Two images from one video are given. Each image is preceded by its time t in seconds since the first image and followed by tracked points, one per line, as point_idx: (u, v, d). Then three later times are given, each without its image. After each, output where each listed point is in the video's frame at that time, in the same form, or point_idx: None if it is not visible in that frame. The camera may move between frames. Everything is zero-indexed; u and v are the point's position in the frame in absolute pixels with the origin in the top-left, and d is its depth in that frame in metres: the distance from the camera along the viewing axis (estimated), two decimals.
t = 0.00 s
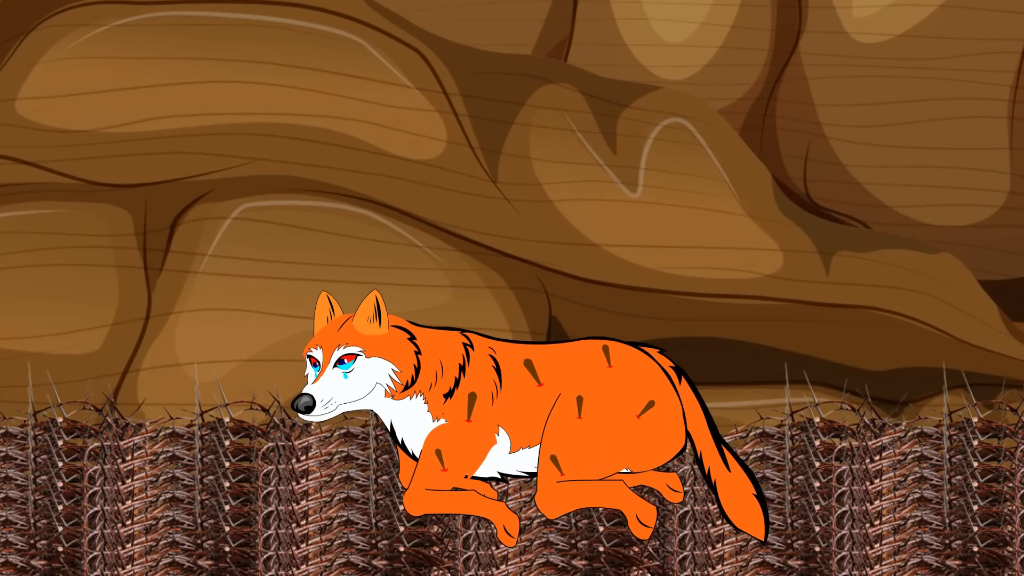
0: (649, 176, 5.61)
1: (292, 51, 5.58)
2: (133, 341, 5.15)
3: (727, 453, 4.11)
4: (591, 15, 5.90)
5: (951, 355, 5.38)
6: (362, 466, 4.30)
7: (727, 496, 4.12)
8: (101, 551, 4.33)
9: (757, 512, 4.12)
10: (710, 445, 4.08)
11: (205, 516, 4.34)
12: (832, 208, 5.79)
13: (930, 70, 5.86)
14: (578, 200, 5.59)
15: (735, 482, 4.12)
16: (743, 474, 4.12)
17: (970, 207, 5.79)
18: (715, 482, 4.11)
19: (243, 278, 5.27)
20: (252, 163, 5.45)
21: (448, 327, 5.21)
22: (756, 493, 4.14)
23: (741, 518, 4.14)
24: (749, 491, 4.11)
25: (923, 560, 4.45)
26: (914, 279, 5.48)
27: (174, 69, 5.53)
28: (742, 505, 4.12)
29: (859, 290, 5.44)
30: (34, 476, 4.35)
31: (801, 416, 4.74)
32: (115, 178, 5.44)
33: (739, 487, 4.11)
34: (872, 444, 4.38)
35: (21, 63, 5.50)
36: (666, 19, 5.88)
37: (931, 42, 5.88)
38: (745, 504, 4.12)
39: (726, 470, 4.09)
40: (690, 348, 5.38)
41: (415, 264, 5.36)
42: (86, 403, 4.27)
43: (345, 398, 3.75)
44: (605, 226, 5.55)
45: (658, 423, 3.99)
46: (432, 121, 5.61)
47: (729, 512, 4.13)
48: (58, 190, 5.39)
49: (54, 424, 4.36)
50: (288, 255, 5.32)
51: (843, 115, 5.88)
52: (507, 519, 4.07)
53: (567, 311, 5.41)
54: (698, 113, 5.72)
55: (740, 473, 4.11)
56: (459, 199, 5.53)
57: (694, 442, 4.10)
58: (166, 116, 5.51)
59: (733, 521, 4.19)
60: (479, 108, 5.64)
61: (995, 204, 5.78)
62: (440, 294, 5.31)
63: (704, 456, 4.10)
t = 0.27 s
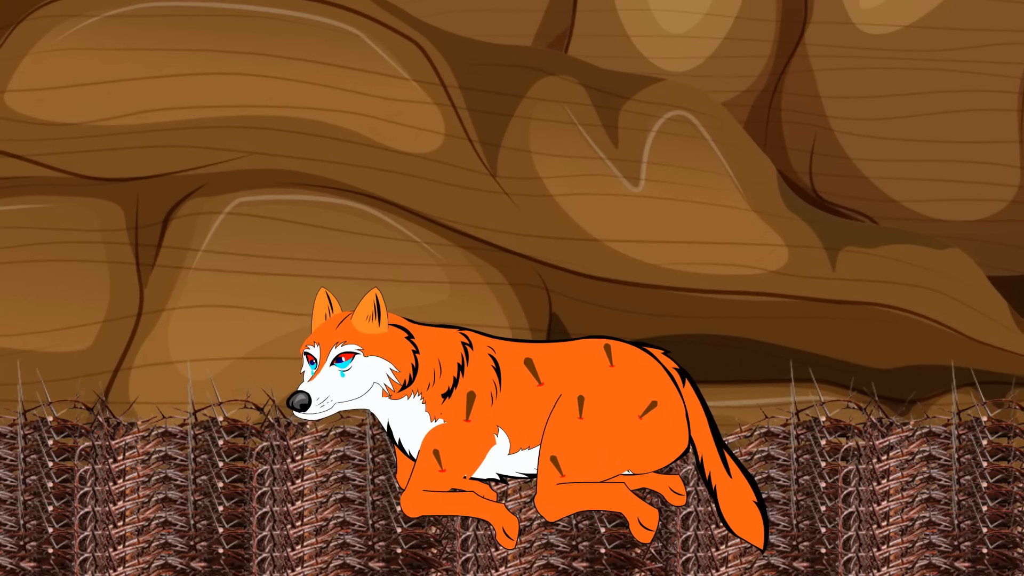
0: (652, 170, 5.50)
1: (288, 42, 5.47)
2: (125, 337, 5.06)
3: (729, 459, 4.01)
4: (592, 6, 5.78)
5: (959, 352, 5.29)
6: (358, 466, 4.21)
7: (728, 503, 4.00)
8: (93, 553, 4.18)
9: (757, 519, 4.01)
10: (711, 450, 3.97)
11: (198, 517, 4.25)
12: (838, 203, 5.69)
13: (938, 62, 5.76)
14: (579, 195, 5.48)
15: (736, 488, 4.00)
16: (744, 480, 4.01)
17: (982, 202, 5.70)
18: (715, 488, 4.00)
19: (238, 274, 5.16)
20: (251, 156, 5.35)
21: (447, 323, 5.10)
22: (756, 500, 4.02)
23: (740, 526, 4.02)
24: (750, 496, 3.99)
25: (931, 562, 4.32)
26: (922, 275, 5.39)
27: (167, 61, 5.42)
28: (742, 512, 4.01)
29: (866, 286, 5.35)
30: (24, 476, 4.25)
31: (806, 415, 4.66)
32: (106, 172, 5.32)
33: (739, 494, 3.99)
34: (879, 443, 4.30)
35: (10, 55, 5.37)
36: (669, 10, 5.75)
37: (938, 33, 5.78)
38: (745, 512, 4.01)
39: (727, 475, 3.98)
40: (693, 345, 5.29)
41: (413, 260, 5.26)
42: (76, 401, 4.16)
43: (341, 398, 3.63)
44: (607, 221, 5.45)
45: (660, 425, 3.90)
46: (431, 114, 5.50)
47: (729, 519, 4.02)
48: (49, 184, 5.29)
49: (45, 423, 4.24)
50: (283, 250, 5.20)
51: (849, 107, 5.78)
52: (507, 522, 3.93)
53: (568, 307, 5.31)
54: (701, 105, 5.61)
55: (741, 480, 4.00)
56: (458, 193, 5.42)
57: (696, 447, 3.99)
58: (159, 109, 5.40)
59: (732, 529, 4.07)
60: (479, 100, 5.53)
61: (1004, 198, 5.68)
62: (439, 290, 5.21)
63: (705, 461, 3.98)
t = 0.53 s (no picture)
0: (652, 169, 5.48)
1: (288, 41, 5.46)
2: (124, 336, 5.05)
3: (736, 453, 4.01)
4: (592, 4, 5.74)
5: (960, 352, 5.28)
6: (358, 466, 4.20)
7: (736, 498, 4.00)
8: (92, 553, 4.17)
9: (767, 512, 4.02)
10: (718, 446, 3.98)
11: (197, 518, 4.24)
12: (839, 203, 5.67)
13: (938, 61, 5.74)
14: (579, 194, 5.47)
15: (745, 482, 4.01)
16: (752, 474, 4.01)
17: (983, 201, 5.68)
18: (723, 483, 4.01)
19: (237, 274, 5.15)
20: (251, 155, 5.33)
21: (446, 323, 5.08)
22: (765, 492, 4.03)
23: (750, 519, 4.03)
24: (759, 490, 4.01)
25: (932, 562, 4.30)
26: (923, 274, 5.38)
27: (166, 59, 5.41)
28: (751, 506, 4.01)
29: (866, 286, 5.34)
30: (22, 476, 4.24)
31: (807, 416, 4.64)
32: (105, 171, 5.31)
33: (748, 488, 4.00)
34: (880, 444, 4.29)
35: (9, 54, 5.36)
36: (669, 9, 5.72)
37: (939, 32, 5.77)
38: (755, 505, 4.02)
39: (734, 469, 3.99)
40: (693, 345, 5.28)
41: (413, 259, 5.24)
42: (75, 401, 4.15)
43: (340, 407, 3.61)
44: (606, 220, 5.43)
45: (661, 424, 3.89)
46: (431, 113, 5.49)
47: (739, 514, 4.02)
48: (47, 183, 5.27)
49: (43, 422, 4.24)
50: (282, 250, 5.19)
51: (849, 106, 5.76)
52: (508, 525, 3.93)
53: (568, 307, 5.30)
54: (702, 104, 5.60)
55: (749, 473, 4.00)
56: (457, 193, 5.41)
57: (700, 442, 3.99)
58: (159, 108, 5.38)
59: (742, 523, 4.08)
60: (479, 99, 5.51)
61: (1005, 197, 5.66)
62: (438, 290, 5.19)
63: (711, 457, 3.99)
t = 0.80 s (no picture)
0: (652, 169, 5.48)
1: (288, 41, 5.46)
2: (125, 336, 5.05)
3: (734, 455, 4.00)
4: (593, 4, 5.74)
5: (960, 352, 5.28)
6: (358, 466, 4.20)
7: (734, 500, 4.01)
8: (92, 552, 4.17)
9: (764, 514, 4.04)
10: (716, 447, 3.97)
11: (197, 518, 4.24)
12: (838, 203, 5.67)
13: (938, 61, 5.74)
14: (579, 194, 5.47)
15: (743, 485, 4.01)
16: (750, 475, 4.01)
17: (983, 201, 5.68)
18: (721, 485, 4.00)
19: (237, 274, 5.15)
20: (251, 155, 5.33)
21: (447, 323, 5.09)
22: (762, 495, 4.04)
23: (747, 521, 4.05)
24: (756, 491, 4.02)
25: (932, 562, 4.30)
26: (923, 274, 5.38)
27: (167, 59, 5.41)
28: (748, 507, 4.03)
29: (866, 286, 5.34)
30: (22, 476, 4.24)
31: (807, 416, 4.64)
32: (105, 171, 5.31)
33: (746, 489, 4.00)
34: (880, 444, 4.30)
35: (9, 54, 5.36)
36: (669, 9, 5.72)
37: (939, 32, 5.77)
38: (752, 507, 4.03)
39: (733, 471, 3.98)
40: (693, 345, 5.28)
41: (413, 259, 5.24)
42: (75, 401, 4.15)
43: (340, 404, 3.66)
44: (606, 220, 5.44)
45: (661, 424, 3.89)
46: (431, 113, 5.49)
47: (736, 515, 4.05)
48: (48, 183, 5.27)
49: (44, 422, 4.24)
50: (283, 250, 5.19)
51: (849, 106, 5.76)
52: (508, 523, 3.92)
53: (568, 307, 5.30)
54: (702, 104, 5.60)
55: (747, 476, 4.00)
56: (457, 192, 5.41)
57: (699, 444, 3.98)
58: (159, 108, 5.38)
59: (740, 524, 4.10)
60: (479, 99, 5.51)
61: (1005, 197, 5.66)
62: (438, 290, 5.19)
63: (710, 458, 3.98)
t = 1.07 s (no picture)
0: (652, 169, 5.48)
1: (288, 41, 5.46)
2: (124, 336, 5.05)
3: (737, 447, 4.01)
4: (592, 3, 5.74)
5: (960, 352, 5.28)
6: (358, 466, 4.20)
7: (738, 492, 4.02)
8: (92, 552, 4.17)
9: (768, 505, 4.04)
10: (718, 440, 3.98)
11: (197, 517, 4.25)
12: (838, 203, 5.67)
13: (938, 61, 5.74)
14: (579, 194, 5.47)
15: (746, 477, 4.02)
16: (754, 467, 4.02)
17: (983, 201, 5.68)
18: (724, 477, 4.02)
19: (237, 274, 5.15)
20: (251, 155, 5.33)
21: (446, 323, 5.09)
22: (766, 486, 4.04)
23: (752, 513, 4.04)
24: (761, 483, 4.02)
25: (932, 562, 4.30)
26: (923, 274, 5.38)
27: (167, 59, 5.41)
28: (753, 499, 4.03)
29: (866, 286, 5.34)
30: (22, 477, 4.24)
31: (807, 416, 4.64)
32: (105, 171, 5.31)
33: (749, 481, 4.01)
34: (880, 444, 4.29)
35: (9, 54, 5.36)
36: (669, 9, 5.72)
37: (939, 32, 5.77)
38: (757, 500, 4.03)
39: (736, 464, 3.99)
40: (693, 345, 5.28)
41: (413, 259, 5.24)
42: (75, 401, 4.15)
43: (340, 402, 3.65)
44: (606, 220, 5.43)
45: (662, 420, 3.89)
46: (431, 113, 5.49)
47: (741, 509, 4.04)
48: (48, 183, 5.27)
49: (44, 422, 4.24)
50: (283, 250, 5.19)
51: (849, 106, 5.76)
52: (508, 522, 3.92)
53: (568, 307, 5.30)
54: (702, 104, 5.60)
55: (750, 467, 4.01)
56: (457, 193, 5.41)
57: (701, 436, 3.99)
58: (159, 108, 5.38)
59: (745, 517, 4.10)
60: (479, 99, 5.51)
61: (1005, 197, 5.66)
62: (439, 290, 5.20)
63: (712, 452, 3.99)
